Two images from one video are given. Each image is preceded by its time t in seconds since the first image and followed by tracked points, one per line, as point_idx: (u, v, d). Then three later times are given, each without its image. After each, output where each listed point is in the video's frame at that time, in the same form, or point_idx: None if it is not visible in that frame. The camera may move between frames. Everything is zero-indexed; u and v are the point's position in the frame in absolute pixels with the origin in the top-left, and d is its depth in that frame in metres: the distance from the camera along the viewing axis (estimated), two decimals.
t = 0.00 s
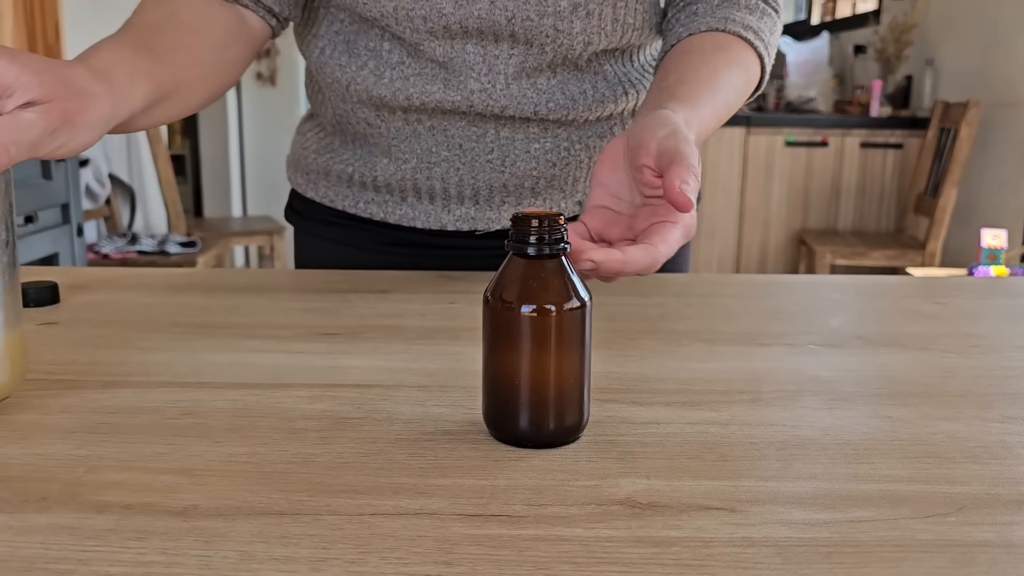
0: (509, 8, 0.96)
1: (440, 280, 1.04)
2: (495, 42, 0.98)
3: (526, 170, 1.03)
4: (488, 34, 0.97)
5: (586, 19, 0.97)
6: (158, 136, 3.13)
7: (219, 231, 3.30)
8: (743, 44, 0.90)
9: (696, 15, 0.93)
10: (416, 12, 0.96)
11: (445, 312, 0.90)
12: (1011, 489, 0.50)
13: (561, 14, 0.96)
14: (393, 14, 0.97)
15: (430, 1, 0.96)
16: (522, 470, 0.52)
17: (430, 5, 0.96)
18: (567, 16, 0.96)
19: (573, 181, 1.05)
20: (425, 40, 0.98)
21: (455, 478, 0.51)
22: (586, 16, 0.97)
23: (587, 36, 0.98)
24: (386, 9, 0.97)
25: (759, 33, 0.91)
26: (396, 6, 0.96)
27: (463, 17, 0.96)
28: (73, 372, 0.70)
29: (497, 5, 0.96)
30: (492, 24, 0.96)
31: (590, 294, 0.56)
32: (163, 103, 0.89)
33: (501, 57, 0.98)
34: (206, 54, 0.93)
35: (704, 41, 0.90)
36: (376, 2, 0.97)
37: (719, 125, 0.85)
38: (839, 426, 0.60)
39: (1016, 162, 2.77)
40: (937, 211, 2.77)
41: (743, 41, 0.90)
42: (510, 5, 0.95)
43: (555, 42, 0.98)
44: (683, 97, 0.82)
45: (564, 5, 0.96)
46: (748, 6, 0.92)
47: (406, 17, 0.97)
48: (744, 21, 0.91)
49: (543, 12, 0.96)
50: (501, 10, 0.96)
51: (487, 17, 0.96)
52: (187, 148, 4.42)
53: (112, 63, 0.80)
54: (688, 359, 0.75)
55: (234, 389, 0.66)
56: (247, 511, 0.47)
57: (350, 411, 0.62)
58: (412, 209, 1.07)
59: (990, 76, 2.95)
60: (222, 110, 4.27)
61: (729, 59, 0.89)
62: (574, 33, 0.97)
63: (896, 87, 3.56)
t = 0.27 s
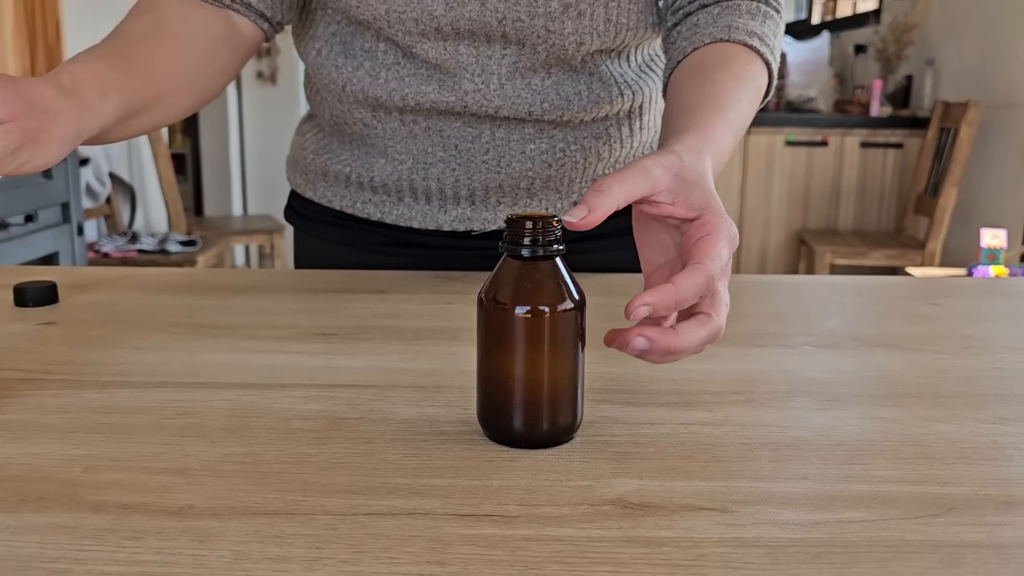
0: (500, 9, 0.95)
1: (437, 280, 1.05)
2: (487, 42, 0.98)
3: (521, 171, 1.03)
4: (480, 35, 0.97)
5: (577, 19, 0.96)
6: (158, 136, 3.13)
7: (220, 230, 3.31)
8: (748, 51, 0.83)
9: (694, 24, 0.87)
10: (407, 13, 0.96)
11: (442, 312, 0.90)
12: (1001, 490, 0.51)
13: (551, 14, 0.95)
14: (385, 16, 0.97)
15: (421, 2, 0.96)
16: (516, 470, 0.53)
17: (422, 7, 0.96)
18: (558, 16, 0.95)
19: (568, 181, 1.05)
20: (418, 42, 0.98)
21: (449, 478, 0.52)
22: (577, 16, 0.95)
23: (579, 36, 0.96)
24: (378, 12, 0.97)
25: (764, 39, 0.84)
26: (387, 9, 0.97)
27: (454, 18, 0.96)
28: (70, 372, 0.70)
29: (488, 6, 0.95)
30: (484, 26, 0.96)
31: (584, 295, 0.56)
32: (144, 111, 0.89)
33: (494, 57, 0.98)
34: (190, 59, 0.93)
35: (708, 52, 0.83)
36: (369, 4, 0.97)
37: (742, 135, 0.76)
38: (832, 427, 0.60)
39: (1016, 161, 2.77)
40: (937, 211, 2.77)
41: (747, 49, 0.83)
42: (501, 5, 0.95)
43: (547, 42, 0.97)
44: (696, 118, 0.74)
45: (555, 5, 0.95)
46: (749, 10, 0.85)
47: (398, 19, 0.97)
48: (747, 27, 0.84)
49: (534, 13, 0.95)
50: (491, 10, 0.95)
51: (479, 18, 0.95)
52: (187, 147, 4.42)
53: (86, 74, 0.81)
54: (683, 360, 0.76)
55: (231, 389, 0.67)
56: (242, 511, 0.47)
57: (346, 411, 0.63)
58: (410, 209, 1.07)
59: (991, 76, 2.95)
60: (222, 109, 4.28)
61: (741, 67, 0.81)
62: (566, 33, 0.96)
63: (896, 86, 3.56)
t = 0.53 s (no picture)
0: (486, 10, 0.95)
1: (431, 279, 1.05)
2: (474, 43, 0.98)
3: (512, 171, 1.04)
4: (467, 37, 0.97)
5: (564, 21, 0.95)
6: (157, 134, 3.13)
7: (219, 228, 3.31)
8: (742, 60, 0.82)
9: (686, 31, 0.86)
10: (394, 15, 0.96)
11: (434, 311, 0.90)
12: (986, 490, 0.51)
13: (538, 15, 0.95)
14: (371, 18, 0.97)
15: (408, 3, 0.95)
16: (501, 469, 0.53)
17: (408, 8, 0.96)
18: (545, 17, 0.95)
19: (560, 181, 1.06)
20: (404, 42, 0.98)
21: (435, 478, 0.52)
22: (564, 18, 0.95)
23: (566, 37, 0.96)
24: (365, 12, 0.97)
25: (757, 48, 0.83)
26: (375, 9, 0.97)
27: (441, 19, 0.96)
28: (60, 371, 0.71)
29: (474, 7, 0.95)
30: (470, 27, 0.96)
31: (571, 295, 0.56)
32: (123, 111, 0.89)
33: (481, 58, 0.98)
34: (174, 59, 0.93)
35: (707, 62, 0.82)
36: (355, 5, 0.97)
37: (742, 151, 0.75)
38: (819, 426, 0.60)
39: (1015, 160, 2.77)
40: (936, 210, 2.77)
41: (741, 58, 0.82)
42: (487, 7, 0.95)
43: (534, 43, 0.97)
44: (702, 137, 0.72)
45: (542, 7, 0.94)
46: (740, 18, 0.85)
47: (384, 20, 0.97)
48: (740, 36, 0.83)
49: (520, 13, 0.95)
50: (478, 11, 0.95)
51: (465, 19, 0.95)
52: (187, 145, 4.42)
53: (63, 73, 0.81)
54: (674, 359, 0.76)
55: (220, 389, 0.67)
56: (226, 510, 0.47)
57: (334, 410, 0.63)
58: (401, 210, 1.07)
59: (991, 74, 2.94)
60: (222, 107, 4.28)
61: (738, 80, 0.80)
62: (552, 34, 0.95)
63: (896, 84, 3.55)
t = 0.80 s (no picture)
0: (482, 13, 0.94)
1: (423, 278, 1.05)
2: (469, 46, 0.97)
3: (506, 172, 1.04)
4: (462, 40, 0.96)
5: (560, 25, 0.95)
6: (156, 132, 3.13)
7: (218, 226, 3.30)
8: (739, 71, 0.82)
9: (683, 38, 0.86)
10: (388, 17, 0.95)
11: (426, 310, 0.90)
12: (973, 490, 0.50)
13: (534, 19, 0.94)
14: (366, 19, 0.96)
15: (401, 6, 0.94)
16: (486, 469, 0.53)
17: (403, 11, 0.94)
18: (541, 22, 0.94)
19: (553, 181, 1.06)
20: (399, 45, 0.97)
21: (419, 477, 0.51)
22: (561, 22, 0.94)
23: (561, 41, 0.96)
24: (358, 14, 0.96)
25: (753, 56, 0.83)
26: (368, 11, 0.95)
27: (436, 22, 0.95)
28: (48, 369, 0.70)
29: (470, 11, 0.94)
30: (466, 30, 0.95)
31: (557, 293, 0.56)
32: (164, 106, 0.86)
33: (476, 61, 0.97)
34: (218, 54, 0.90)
35: (704, 71, 0.82)
36: (349, 6, 0.96)
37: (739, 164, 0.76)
38: (808, 426, 0.60)
39: (1014, 158, 2.76)
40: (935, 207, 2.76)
41: (739, 68, 0.82)
42: (483, 11, 0.94)
43: (529, 46, 0.96)
44: (704, 154, 0.74)
45: (538, 11, 0.94)
46: (737, 27, 0.85)
47: (378, 22, 0.96)
48: (737, 46, 0.83)
49: (516, 17, 0.94)
50: (473, 15, 0.94)
51: (460, 22, 0.94)
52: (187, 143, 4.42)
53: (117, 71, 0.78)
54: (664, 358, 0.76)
55: (208, 387, 0.67)
56: (209, 509, 0.47)
57: (321, 409, 0.62)
58: (394, 210, 1.08)
59: (990, 72, 2.94)
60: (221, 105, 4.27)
61: (735, 91, 0.80)
62: (549, 38, 0.95)
63: (896, 82, 3.55)
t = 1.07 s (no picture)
0: (496, 10, 0.91)
1: (422, 275, 1.04)
2: (482, 47, 0.95)
3: (508, 167, 1.03)
4: (475, 38, 0.94)
5: (573, 21, 0.93)
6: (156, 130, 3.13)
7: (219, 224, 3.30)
8: (733, 83, 0.82)
9: (678, 47, 0.85)
10: (402, 13, 0.92)
11: (425, 307, 0.90)
12: (973, 487, 0.50)
13: (548, 15, 0.92)
14: (379, 14, 0.93)
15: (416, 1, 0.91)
16: (483, 466, 0.52)
17: (417, 7, 0.91)
18: (555, 18, 0.92)
19: (556, 177, 1.06)
20: (411, 40, 0.94)
21: (415, 474, 0.51)
22: (574, 18, 0.92)
23: (574, 37, 0.94)
24: (371, 9, 0.93)
25: (747, 67, 0.83)
26: (381, 7, 0.92)
27: (450, 18, 0.92)
28: (44, 366, 0.70)
29: (484, 7, 0.91)
30: (479, 27, 0.93)
31: (554, 289, 0.56)
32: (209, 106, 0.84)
33: (487, 63, 0.96)
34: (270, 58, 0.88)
35: (697, 87, 0.81)
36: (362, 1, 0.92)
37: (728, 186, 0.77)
38: (807, 422, 0.60)
39: (1016, 155, 2.75)
40: (937, 205, 2.76)
41: (733, 80, 0.82)
42: (497, 7, 0.91)
43: (543, 45, 0.94)
44: (692, 178, 0.74)
45: (553, 6, 0.91)
46: (732, 35, 0.85)
47: (392, 17, 0.92)
48: (731, 56, 0.83)
49: (530, 14, 0.92)
50: (487, 12, 0.91)
51: (474, 19, 0.92)
52: (188, 140, 4.42)
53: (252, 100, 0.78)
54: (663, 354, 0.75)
55: (204, 384, 0.66)
56: (203, 506, 0.47)
57: (317, 406, 0.62)
58: (396, 205, 1.09)
59: (993, 69, 2.93)
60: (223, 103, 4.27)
61: (727, 108, 0.80)
62: (562, 34, 0.93)
63: (897, 80, 3.54)
